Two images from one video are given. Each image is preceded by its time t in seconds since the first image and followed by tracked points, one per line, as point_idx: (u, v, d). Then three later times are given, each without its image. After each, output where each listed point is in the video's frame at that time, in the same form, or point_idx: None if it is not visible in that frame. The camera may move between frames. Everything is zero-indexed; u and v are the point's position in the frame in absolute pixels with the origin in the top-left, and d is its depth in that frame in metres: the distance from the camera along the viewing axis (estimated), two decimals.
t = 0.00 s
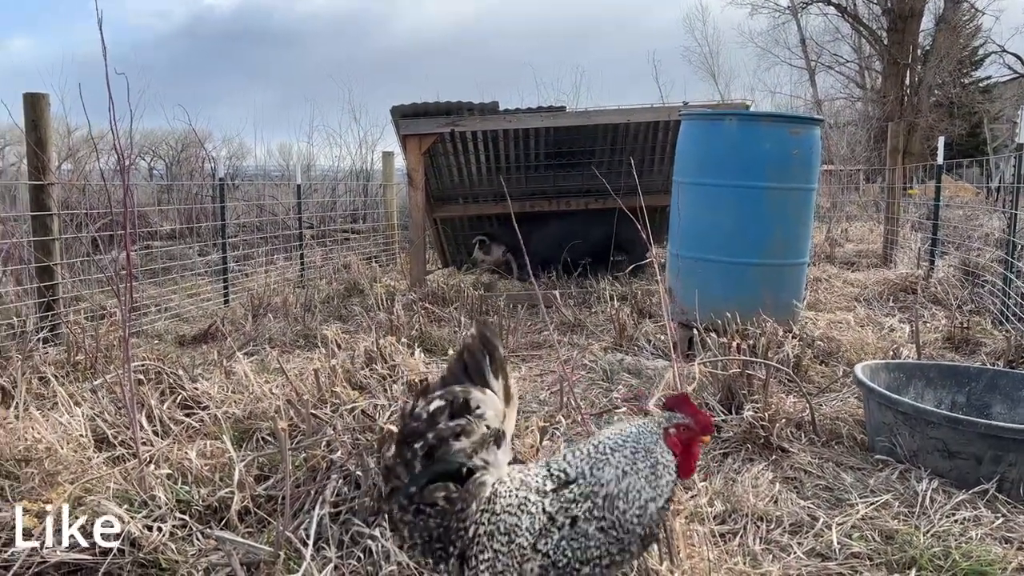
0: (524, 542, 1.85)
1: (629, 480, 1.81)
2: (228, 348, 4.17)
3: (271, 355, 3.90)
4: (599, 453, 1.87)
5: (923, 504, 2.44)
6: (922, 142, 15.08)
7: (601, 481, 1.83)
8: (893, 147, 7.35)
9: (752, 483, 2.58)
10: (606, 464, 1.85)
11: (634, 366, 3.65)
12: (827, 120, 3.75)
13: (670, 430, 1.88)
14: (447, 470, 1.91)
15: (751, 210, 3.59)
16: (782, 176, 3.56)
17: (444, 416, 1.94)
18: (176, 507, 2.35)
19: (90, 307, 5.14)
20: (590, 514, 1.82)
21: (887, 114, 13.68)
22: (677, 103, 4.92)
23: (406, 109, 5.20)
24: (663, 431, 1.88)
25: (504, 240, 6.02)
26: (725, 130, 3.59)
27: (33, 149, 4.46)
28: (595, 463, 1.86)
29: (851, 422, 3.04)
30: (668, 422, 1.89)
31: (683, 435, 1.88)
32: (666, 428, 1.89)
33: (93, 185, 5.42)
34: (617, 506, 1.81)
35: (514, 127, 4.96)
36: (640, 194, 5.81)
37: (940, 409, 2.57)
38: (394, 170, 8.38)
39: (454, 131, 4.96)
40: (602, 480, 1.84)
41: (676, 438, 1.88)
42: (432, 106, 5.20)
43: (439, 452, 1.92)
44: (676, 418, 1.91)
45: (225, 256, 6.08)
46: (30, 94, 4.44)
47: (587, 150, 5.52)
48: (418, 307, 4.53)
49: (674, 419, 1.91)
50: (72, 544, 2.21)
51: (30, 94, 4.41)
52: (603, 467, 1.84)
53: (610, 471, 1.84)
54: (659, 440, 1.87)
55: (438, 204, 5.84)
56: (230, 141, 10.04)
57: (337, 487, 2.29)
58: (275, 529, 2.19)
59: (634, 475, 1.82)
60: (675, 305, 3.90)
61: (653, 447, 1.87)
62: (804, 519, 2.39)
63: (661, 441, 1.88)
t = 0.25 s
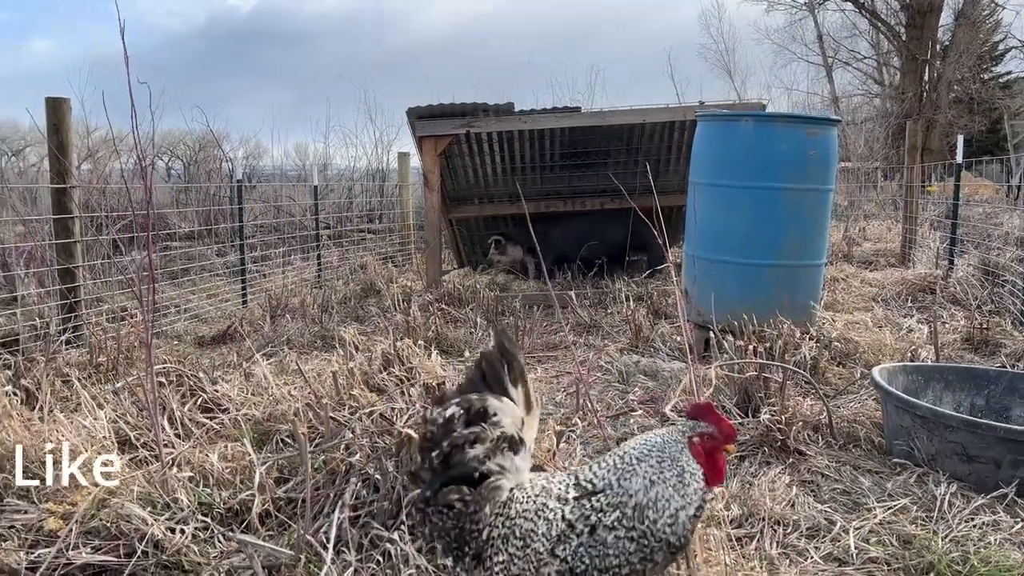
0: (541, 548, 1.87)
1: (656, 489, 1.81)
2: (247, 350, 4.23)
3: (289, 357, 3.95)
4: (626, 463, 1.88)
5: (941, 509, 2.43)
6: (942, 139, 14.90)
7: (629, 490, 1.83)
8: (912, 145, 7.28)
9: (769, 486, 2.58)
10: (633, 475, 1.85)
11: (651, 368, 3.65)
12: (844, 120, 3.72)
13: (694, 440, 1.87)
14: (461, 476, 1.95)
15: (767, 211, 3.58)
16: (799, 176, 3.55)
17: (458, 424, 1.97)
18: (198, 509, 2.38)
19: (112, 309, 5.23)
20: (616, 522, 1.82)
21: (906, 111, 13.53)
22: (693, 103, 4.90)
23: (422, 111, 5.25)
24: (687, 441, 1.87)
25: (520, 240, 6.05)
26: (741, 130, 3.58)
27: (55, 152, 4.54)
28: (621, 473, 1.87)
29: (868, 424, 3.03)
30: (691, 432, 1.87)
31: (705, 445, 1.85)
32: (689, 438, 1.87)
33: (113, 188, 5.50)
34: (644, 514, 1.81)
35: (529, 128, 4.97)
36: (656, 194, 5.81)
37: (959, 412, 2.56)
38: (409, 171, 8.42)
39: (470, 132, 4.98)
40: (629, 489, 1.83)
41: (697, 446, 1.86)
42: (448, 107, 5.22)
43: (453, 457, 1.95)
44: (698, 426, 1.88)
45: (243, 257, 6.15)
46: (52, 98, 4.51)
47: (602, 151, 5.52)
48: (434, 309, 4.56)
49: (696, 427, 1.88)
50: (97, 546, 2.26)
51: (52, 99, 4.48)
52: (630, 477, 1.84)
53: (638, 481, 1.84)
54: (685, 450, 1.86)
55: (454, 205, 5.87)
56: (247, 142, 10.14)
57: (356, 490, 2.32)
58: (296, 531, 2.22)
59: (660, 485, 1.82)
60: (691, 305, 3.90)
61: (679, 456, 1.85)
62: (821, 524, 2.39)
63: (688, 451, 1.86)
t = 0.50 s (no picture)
0: (583, 567, 1.84)
1: (709, 547, 1.75)
2: (272, 361, 4.30)
3: (315, 367, 4.01)
4: (695, 514, 1.84)
5: (966, 530, 2.42)
6: (969, 135, 14.63)
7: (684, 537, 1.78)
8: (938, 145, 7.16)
9: (792, 503, 2.58)
10: (694, 525, 1.81)
11: (673, 380, 3.66)
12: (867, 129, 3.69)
13: (769, 537, 1.76)
14: (507, 492, 2.04)
15: (790, 222, 3.56)
16: (822, 187, 3.52)
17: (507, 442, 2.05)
18: (228, 527, 2.43)
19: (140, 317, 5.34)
20: (662, 561, 1.77)
21: (932, 107, 13.30)
22: (715, 109, 4.87)
23: (444, 119, 5.28)
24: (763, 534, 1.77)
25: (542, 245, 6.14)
26: (764, 141, 3.55)
27: (85, 164, 4.65)
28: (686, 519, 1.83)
29: (892, 439, 3.01)
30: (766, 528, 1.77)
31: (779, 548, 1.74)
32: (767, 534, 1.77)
33: (139, 197, 5.60)
34: (689, 563, 1.74)
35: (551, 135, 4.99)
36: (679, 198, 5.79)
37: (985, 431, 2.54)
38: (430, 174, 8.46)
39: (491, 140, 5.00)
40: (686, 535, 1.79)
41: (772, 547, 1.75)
42: (470, 115, 5.26)
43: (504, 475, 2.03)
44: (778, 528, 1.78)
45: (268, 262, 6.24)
46: (80, 110, 4.60)
47: (624, 156, 5.52)
48: (456, 317, 4.60)
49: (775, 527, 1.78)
50: (131, 563, 2.32)
51: (81, 111, 4.57)
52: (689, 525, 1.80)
53: (696, 531, 1.79)
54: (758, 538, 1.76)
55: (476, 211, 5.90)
56: (270, 143, 10.26)
57: (382, 510, 2.36)
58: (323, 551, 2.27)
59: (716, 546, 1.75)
60: (713, 315, 3.90)
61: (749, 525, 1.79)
62: (844, 543, 2.39)
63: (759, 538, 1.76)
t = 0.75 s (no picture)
0: None
1: None
2: (300, 370, 4.40)
3: (343, 378, 4.11)
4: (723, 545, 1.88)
5: (989, 549, 2.42)
6: (1002, 132, 14.34)
7: (710, 571, 1.82)
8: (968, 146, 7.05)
9: (814, 520, 2.59)
10: (721, 560, 1.83)
11: (696, 392, 3.68)
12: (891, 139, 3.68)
13: (788, 567, 1.74)
14: (557, 511, 2.10)
15: (814, 234, 3.56)
16: (846, 199, 3.52)
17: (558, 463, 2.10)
18: (260, 544, 2.51)
19: (172, 325, 5.49)
20: None
21: (963, 104, 13.04)
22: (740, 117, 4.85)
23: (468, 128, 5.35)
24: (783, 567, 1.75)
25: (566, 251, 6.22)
26: (787, 153, 3.56)
27: (119, 177, 4.79)
28: (712, 552, 1.86)
29: (916, 453, 3.01)
30: (789, 560, 1.76)
31: None
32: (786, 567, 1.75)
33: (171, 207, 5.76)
34: None
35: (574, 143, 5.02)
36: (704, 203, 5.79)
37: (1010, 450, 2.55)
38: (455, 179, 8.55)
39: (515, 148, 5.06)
40: (712, 568, 1.82)
41: None
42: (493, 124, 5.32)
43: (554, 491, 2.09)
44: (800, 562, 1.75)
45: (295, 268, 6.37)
46: (114, 125, 4.75)
47: (647, 163, 5.53)
48: (481, 327, 4.67)
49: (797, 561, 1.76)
50: None
51: (115, 126, 4.71)
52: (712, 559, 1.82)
53: (723, 566, 1.82)
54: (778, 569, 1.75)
55: (500, 217, 5.96)
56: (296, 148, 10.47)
57: (409, 527, 2.42)
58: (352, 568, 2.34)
59: None
60: (736, 326, 3.90)
61: (768, 559, 1.79)
62: (866, 562, 2.40)
63: None
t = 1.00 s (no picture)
0: None
1: None
2: (341, 385, 4.56)
3: (382, 395, 4.25)
4: None
5: None
6: None
7: None
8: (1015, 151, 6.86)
9: (845, 547, 2.60)
10: None
11: (730, 412, 3.70)
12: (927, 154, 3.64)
13: None
14: (616, 538, 2.16)
15: (849, 253, 3.54)
16: (882, 217, 3.49)
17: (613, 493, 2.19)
18: (304, 567, 2.60)
19: (218, 338, 5.71)
20: None
21: (1013, 102, 12.63)
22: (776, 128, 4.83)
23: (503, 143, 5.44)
24: None
25: (601, 261, 6.17)
26: (820, 173, 3.55)
27: (168, 197, 5.03)
28: None
29: (952, 477, 2.98)
30: None
31: None
32: None
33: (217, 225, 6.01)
34: None
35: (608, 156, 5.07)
36: (740, 213, 5.78)
37: None
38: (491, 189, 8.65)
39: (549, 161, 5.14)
40: None
41: None
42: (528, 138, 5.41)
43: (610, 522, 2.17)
44: None
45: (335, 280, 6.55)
46: (162, 147, 4.99)
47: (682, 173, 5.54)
48: (516, 343, 4.76)
49: None
50: None
51: (164, 147, 4.95)
52: None
53: None
54: None
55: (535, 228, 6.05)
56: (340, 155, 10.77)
57: (445, 552, 2.51)
58: None
59: None
60: (772, 344, 3.90)
61: None
62: None
63: None
